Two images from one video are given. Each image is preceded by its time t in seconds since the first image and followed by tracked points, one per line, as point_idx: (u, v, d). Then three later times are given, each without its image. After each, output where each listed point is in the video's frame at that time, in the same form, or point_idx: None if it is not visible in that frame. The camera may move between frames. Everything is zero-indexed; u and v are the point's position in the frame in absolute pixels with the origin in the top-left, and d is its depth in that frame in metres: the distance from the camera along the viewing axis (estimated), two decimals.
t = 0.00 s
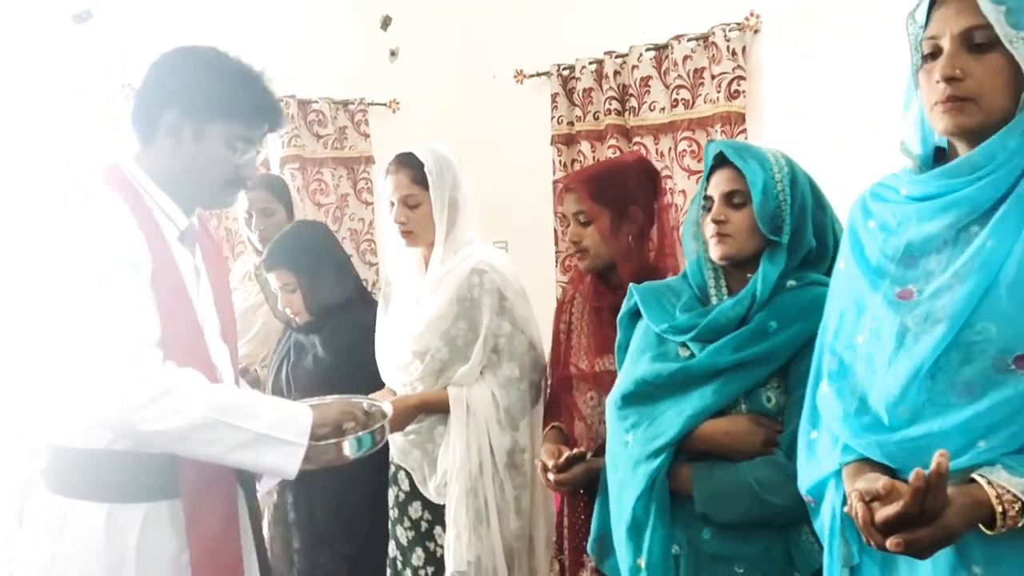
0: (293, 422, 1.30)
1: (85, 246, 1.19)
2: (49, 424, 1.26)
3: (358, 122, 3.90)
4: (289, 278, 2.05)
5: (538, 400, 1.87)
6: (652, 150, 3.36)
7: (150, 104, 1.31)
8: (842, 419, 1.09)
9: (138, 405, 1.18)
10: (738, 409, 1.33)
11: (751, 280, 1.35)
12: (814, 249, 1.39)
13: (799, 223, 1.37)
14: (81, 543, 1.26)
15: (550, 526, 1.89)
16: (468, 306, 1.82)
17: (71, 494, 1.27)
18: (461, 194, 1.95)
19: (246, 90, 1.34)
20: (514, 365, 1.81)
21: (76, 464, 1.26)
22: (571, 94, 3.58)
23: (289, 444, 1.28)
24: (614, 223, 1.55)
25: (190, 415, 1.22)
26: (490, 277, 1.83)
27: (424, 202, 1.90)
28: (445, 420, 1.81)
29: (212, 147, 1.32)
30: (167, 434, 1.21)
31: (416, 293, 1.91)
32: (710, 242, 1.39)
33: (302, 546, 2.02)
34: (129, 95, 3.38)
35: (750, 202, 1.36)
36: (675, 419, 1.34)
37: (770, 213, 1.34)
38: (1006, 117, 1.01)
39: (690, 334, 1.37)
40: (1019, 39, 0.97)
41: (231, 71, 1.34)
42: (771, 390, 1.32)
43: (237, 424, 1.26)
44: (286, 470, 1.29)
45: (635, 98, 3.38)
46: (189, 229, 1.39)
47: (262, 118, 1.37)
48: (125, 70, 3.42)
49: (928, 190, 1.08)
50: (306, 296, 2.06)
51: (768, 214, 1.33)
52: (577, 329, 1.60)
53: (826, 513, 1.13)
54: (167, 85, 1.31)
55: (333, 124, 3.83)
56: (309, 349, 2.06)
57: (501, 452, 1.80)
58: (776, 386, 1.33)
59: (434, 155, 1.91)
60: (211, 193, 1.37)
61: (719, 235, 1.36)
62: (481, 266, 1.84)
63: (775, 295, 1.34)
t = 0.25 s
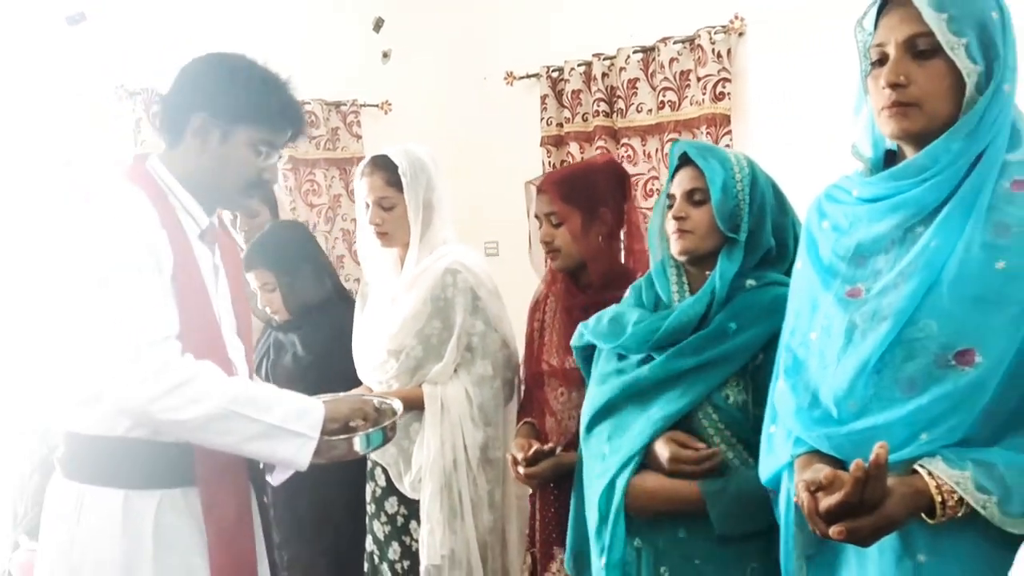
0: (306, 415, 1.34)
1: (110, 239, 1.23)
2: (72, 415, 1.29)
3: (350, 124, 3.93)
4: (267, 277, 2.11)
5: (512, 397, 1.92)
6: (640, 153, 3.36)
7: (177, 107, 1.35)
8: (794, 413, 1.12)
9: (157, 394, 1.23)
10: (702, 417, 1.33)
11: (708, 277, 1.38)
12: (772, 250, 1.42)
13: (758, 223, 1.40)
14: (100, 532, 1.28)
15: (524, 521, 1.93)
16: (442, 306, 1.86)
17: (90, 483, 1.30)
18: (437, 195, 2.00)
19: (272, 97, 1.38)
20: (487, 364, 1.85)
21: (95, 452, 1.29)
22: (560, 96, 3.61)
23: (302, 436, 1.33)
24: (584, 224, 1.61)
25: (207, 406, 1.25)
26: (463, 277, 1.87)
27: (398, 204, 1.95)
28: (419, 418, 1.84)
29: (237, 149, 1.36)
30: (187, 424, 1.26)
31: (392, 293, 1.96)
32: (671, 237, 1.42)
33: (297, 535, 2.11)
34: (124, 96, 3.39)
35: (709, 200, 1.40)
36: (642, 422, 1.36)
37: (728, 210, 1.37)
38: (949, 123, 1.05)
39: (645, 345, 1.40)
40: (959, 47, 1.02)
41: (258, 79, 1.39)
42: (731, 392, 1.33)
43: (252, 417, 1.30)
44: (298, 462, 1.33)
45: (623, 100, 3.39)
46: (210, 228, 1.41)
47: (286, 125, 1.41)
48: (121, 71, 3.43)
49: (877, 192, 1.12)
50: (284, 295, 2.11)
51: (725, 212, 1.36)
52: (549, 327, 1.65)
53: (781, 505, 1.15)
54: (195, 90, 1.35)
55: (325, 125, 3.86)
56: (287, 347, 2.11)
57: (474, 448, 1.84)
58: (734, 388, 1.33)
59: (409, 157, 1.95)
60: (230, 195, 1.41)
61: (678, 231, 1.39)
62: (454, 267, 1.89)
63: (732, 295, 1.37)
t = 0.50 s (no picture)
0: (318, 416, 1.39)
1: (134, 245, 1.29)
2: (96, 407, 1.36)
3: (345, 126, 3.92)
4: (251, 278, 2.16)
5: (494, 396, 1.95)
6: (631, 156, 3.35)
7: (201, 114, 1.40)
8: (758, 412, 1.16)
9: (175, 396, 1.28)
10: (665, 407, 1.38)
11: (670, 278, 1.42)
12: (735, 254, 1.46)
13: (719, 226, 1.43)
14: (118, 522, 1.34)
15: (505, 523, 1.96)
16: (426, 308, 1.91)
17: (111, 474, 1.36)
18: (421, 201, 2.05)
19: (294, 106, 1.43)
20: (469, 364, 1.90)
21: (116, 445, 1.36)
22: (552, 98, 3.61)
23: (314, 437, 1.37)
24: (560, 229, 1.70)
25: (224, 407, 1.31)
26: (446, 279, 1.93)
27: (382, 211, 2.01)
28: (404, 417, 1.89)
29: (259, 156, 1.41)
30: (206, 425, 1.31)
31: (377, 295, 2.02)
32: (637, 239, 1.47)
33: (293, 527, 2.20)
34: (120, 98, 3.39)
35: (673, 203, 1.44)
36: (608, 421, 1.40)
37: (690, 213, 1.41)
38: (904, 132, 1.09)
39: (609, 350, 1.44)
40: (912, 60, 1.06)
41: (281, 89, 1.44)
42: (696, 388, 1.38)
43: (266, 419, 1.35)
44: (309, 459, 1.39)
45: (613, 104, 3.39)
46: (226, 231, 1.45)
47: (304, 134, 1.46)
48: (117, 74, 3.44)
49: (838, 199, 1.15)
50: (267, 297, 2.14)
51: (685, 214, 1.41)
52: (528, 329, 1.72)
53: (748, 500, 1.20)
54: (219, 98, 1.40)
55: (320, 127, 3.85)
56: (268, 347, 2.09)
57: (457, 446, 1.89)
58: (700, 384, 1.38)
59: (392, 164, 2.00)
60: (244, 199, 1.45)
61: (643, 232, 1.45)
62: (437, 269, 1.94)
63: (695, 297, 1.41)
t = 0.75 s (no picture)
0: (338, 411, 1.43)
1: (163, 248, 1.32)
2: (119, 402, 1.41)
3: (344, 127, 3.97)
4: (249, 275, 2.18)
5: (490, 395, 1.98)
6: (626, 156, 3.38)
7: (227, 118, 1.44)
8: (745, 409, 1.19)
9: (209, 393, 1.31)
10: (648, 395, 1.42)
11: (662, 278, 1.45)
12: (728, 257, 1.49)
13: (715, 231, 1.46)
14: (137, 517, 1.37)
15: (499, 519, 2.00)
16: (425, 307, 1.94)
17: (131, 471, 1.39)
18: (420, 204, 2.07)
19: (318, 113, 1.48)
20: (466, 363, 1.93)
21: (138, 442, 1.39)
22: (549, 100, 3.63)
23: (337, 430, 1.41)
24: (552, 231, 1.73)
25: (257, 403, 1.35)
26: (444, 279, 1.95)
27: (382, 214, 2.03)
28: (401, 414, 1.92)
29: (281, 162, 1.46)
30: (237, 420, 1.35)
31: (376, 295, 2.05)
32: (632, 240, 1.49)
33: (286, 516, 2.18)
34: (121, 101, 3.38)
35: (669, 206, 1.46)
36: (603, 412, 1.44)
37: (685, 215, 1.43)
38: (885, 138, 1.12)
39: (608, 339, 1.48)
40: (893, 68, 1.09)
41: (306, 97, 1.48)
42: (684, 381, 1.42)
43: (292, 415, 1.39)
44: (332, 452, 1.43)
45: (610, 105, 3.42)
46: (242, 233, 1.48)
47: (324, 139, 1.51)
48: (117, 76, 3.42)
49: (823, 202, 1.18)
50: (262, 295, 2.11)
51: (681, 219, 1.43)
52: (520, 327, 1.78)
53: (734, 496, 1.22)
54: (244, 103, 1.44)
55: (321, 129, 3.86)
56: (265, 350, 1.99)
57: (454, 444, 1.92)
58: (689, 379, 1.42)
59: (391, 167, 2.02)
60: (263, 202, 1.50)
61: (638, 233, 1.47)
62: (436, 270, 1.97)
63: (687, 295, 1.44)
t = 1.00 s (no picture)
0: (401, 405, 1.46)
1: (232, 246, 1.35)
2: (128, 401, 1.39)
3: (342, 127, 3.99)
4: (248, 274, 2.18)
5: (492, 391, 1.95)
6: (624, 156, 3.37)
7: (244, 123, 1.44)
8: (735, 405, 1.20)
9: (291, 384, 1.34)
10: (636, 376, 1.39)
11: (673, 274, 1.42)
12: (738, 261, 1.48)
13: (729, 234, 1.45)
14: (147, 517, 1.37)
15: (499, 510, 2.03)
16: (425, 305, 1.94)
17: (140, 471, 1.39)
18: (420, 204, 2.08)
19: (336, 120, 1.48)
20: (466, 359, 1.91)
21: (148, 441, 1.38)
22: (547, 100, 3.60)
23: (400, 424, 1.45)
24: (547, 230, 1.74)
25: (330, 395, 1.38)
26: (444, 277, 1.95)
27: (383, 215, 2.05)
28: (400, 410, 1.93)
29: (298, 166, 1.46)
30: (314, 411, 1.37)
31: (376, 294, 2.06)
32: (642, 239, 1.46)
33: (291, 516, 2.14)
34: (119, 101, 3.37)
35: (685, 209, 1.44)
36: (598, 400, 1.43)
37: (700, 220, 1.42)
38: (873, 136, 1.13)
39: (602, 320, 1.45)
40: (879, 67, 1.10)
41: (320, 103, 1.49)
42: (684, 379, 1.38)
43: (362, 406, 1.41)
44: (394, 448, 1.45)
45: (607, 105, 3.41)
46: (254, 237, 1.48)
47: (340, 145, 1.51)
48: (115, 77, 3.46)
49: (813, 200, 1.19)
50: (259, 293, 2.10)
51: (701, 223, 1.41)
52: (515, 326, 1.80)
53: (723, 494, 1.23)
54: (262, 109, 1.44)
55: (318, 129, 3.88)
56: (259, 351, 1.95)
57: (454, 441, 1.93)
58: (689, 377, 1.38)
59: (389, 167, 2.03)
60: (282, 206, 1.50)
61: (650, 234, 1.44)
62: (437, 267, 1.97)
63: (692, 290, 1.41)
